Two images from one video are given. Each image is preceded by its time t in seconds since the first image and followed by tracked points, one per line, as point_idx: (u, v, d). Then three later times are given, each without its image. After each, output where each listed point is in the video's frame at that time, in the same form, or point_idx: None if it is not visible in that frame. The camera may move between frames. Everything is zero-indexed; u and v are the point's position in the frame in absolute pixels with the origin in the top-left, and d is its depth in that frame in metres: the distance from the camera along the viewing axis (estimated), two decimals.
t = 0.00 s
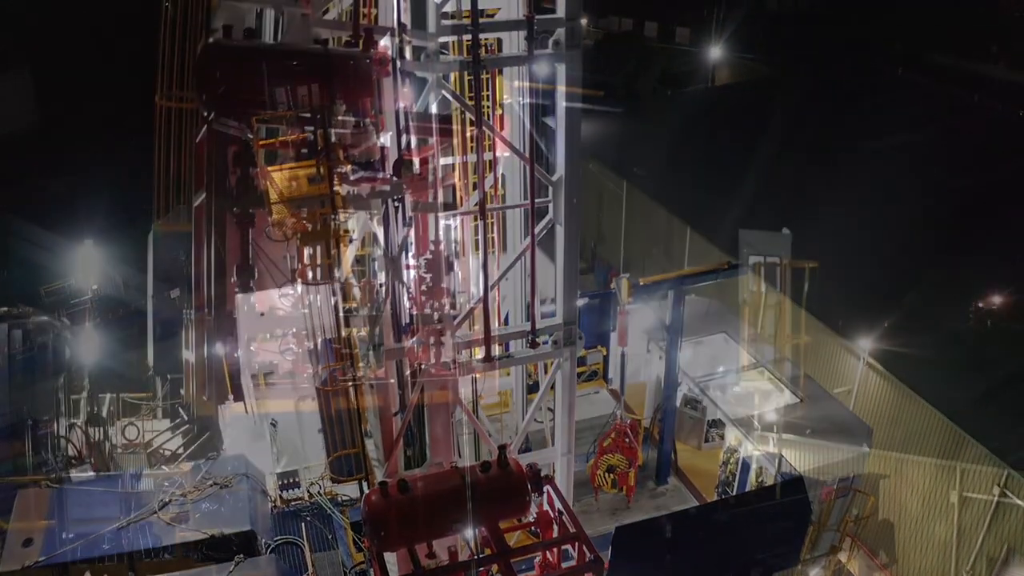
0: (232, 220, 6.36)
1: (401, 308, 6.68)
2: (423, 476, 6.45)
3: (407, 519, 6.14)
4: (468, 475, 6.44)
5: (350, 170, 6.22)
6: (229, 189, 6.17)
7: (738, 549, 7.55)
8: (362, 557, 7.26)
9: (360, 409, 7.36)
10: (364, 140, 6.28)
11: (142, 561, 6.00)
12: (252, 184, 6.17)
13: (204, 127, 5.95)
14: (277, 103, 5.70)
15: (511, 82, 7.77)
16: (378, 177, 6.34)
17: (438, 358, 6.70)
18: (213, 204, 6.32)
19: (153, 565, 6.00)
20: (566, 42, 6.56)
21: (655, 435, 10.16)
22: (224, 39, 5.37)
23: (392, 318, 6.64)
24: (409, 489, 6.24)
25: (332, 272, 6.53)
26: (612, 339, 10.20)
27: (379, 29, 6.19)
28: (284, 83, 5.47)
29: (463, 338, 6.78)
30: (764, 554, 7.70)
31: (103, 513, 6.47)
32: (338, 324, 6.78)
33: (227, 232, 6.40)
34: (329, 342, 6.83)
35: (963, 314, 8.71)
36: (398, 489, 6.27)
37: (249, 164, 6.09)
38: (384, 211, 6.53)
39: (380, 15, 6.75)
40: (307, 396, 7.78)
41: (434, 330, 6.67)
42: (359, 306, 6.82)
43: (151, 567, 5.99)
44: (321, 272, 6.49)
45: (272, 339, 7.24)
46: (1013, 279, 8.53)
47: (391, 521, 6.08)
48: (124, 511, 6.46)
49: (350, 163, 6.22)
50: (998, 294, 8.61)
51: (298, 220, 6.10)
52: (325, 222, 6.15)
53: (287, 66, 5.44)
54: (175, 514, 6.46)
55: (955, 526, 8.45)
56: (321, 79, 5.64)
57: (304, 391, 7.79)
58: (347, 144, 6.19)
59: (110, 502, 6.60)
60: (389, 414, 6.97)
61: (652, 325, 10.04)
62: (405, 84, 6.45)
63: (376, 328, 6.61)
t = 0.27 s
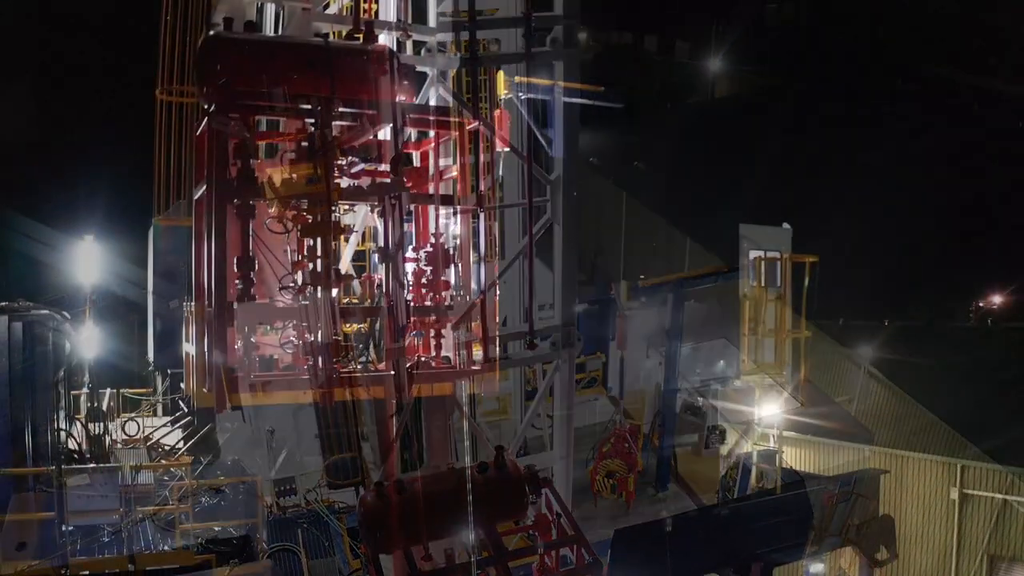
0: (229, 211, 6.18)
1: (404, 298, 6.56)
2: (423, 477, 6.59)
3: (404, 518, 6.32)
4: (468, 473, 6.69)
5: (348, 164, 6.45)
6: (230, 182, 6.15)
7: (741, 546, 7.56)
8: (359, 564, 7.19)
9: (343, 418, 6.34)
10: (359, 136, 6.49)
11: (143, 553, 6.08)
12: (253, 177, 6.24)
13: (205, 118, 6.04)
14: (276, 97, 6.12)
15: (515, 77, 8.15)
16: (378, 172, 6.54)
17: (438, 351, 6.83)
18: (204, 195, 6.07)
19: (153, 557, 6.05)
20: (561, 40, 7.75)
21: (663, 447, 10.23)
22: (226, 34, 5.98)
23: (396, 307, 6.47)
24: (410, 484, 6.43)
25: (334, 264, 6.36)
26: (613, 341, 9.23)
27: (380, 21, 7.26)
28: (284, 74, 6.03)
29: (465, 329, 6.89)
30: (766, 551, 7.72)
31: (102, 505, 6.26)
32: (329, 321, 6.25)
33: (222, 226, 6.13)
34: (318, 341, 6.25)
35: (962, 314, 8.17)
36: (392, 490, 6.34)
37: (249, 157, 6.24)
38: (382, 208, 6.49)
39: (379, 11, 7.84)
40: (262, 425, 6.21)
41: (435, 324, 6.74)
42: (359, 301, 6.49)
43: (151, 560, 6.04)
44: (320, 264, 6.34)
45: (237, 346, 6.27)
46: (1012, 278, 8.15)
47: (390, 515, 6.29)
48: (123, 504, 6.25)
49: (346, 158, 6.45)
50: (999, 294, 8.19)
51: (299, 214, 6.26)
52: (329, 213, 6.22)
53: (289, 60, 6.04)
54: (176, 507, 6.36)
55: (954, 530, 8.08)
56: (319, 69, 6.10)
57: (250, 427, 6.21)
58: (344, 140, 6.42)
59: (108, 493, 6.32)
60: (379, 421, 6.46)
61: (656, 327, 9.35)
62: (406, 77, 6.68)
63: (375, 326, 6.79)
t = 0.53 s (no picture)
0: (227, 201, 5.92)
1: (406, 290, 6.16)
2: (425, 475, 6.50)
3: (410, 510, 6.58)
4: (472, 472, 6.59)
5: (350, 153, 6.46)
6: (229, 171, 5.83)
7: (741, 541, 7.80)
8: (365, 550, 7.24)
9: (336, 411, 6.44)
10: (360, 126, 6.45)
11: (141, 543, 5.99)
12: (252, 168, 6.04)
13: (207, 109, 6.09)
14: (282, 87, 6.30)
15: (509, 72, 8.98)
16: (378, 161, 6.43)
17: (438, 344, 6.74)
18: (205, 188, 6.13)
19: (152, 548, 5.97)
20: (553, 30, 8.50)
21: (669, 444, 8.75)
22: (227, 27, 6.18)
23: (397, 297, 6.07)
24: (415, 481, 6.43)
25: (333, 254, 6.06)
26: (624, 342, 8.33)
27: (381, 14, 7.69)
28: (289, 63, 6.29)
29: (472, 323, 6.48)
30: (766, 545, 7.96)
31: (101, 496, 5.92)
32: (328, 313, 5.92)
33: (220, 216, 5.84)
34: (317, 334, 5.96)
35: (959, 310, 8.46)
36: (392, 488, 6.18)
37: (247, 147, 6.05)
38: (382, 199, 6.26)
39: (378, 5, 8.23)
40: (263, 418, 6.19)
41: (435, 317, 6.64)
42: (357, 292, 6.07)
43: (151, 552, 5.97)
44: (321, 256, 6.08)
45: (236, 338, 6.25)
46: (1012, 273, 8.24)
47: (394, 514, 6.19)
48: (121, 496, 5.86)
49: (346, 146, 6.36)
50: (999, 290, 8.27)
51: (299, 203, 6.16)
52: (330, 202, 5.99)
53: (294, 52, 6.32)
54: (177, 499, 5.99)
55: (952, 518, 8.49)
56: (323, 60, 6.39)
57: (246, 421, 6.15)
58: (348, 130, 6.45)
59: (108, 482, 5.92)
60: (372, 416, 6.52)
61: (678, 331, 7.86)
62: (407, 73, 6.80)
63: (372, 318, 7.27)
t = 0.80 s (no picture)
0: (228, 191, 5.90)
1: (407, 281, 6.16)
2: (424, 467, 6.45)
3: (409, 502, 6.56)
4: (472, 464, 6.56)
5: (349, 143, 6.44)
6: (230, 162, 5.80)
7: (741, 534, 7.80)
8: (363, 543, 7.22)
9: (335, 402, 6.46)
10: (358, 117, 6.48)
11: (141, 534, 6.00)
12: (252, 159, 6.03)
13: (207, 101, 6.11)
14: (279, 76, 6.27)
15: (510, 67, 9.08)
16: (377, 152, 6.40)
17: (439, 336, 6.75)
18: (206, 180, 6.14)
19: (151, 538, 5.96)
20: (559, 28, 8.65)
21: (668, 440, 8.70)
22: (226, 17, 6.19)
23: (397, 288, 6.07)
24: (414, 473, 6.39)
25: (333, 244, 6.05)
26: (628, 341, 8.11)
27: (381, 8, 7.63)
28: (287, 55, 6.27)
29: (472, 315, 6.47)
30: (767, 539, 7.93)
31: (101, 487, 5.90)
32: (329, 303, 5.92)
33: (221, 206, 5.82)
34: (317, 324, 5.97)
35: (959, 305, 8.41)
36: (391, 481, 6.08)
37: (247, 138, 6.04)
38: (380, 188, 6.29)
39: None
40: (264, 408, 6.21)
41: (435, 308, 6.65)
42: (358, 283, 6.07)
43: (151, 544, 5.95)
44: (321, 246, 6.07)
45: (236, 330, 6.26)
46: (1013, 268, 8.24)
47: (394, 506, 6.11)
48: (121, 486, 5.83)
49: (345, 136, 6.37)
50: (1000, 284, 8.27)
51: (297, 191, 6.15)
52: (329, 192, 5.97)
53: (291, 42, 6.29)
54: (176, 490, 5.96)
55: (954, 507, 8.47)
56: (321, 52, 6.38)
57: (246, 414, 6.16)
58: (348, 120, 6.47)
59: (108, 473, 5.90)
60: (371, 407, 6.56)
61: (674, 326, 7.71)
62: (407, 64, 6.81)
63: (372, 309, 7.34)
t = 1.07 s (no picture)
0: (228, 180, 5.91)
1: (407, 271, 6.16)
2: (425, 456, 6.43)
3: (409, 493, 6.57)
4: (472, 455, 6.56)
5: (348, 133, 6.43)
6: (231, 151, 5.81)
7: (742, 527, 7.79)
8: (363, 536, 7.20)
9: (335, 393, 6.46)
10: (359, 108, 6.51)
11: (140, 524, 5.99)
12: (253, 149, 6.04)
13: (208, 92, 6.13)
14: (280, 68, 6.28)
15: (511, 62, 9.12)
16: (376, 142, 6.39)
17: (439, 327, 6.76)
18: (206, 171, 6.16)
19: (151, 528, 5.95)
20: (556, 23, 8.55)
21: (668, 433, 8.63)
22: (226, 8, 6.21)
23: (397, 278, 6.08)
24: (414, 463, 6.39)
25: (333, 233, 6.06)
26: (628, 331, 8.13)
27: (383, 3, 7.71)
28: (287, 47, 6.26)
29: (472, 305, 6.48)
30: (767, 532, 7.92)
31: (101, 476, 5.88)
32: (329, 292, 5.92)
33: (221, 195, 5.83)
34: (317, 314, 5.97)
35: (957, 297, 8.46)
36: (392, 470, 6.06)
37: (247, 128, 6.05)
38: (380, 179, 6.26)
39: None
40: (264, 398, 6.23)
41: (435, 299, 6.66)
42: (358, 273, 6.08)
43: (146, 532, 5.92)
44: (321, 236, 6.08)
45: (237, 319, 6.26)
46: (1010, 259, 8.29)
47: (394, 496, 6.09)
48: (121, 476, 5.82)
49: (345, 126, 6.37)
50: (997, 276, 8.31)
51: (298, 181, 6.15)
52: (330, 182, 5.97)
53: (291, 33, 6.29)
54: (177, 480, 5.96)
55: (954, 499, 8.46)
56: (321, 43, 6.38)
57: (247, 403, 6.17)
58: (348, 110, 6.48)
59: (108, 462, 5.90)
60: (371, 398, 6.59)
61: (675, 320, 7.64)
62: (408, 56, 6.84)
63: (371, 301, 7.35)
